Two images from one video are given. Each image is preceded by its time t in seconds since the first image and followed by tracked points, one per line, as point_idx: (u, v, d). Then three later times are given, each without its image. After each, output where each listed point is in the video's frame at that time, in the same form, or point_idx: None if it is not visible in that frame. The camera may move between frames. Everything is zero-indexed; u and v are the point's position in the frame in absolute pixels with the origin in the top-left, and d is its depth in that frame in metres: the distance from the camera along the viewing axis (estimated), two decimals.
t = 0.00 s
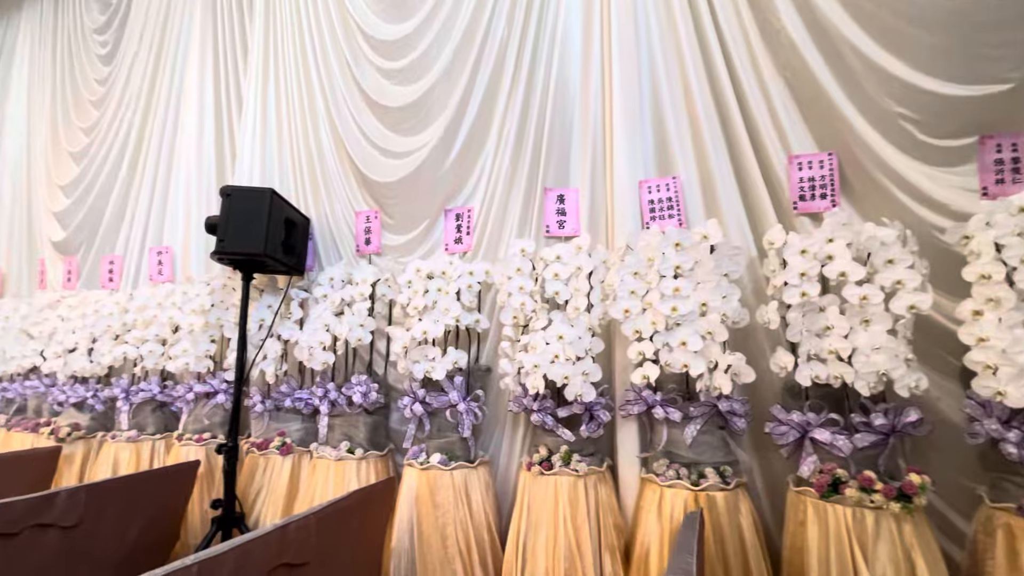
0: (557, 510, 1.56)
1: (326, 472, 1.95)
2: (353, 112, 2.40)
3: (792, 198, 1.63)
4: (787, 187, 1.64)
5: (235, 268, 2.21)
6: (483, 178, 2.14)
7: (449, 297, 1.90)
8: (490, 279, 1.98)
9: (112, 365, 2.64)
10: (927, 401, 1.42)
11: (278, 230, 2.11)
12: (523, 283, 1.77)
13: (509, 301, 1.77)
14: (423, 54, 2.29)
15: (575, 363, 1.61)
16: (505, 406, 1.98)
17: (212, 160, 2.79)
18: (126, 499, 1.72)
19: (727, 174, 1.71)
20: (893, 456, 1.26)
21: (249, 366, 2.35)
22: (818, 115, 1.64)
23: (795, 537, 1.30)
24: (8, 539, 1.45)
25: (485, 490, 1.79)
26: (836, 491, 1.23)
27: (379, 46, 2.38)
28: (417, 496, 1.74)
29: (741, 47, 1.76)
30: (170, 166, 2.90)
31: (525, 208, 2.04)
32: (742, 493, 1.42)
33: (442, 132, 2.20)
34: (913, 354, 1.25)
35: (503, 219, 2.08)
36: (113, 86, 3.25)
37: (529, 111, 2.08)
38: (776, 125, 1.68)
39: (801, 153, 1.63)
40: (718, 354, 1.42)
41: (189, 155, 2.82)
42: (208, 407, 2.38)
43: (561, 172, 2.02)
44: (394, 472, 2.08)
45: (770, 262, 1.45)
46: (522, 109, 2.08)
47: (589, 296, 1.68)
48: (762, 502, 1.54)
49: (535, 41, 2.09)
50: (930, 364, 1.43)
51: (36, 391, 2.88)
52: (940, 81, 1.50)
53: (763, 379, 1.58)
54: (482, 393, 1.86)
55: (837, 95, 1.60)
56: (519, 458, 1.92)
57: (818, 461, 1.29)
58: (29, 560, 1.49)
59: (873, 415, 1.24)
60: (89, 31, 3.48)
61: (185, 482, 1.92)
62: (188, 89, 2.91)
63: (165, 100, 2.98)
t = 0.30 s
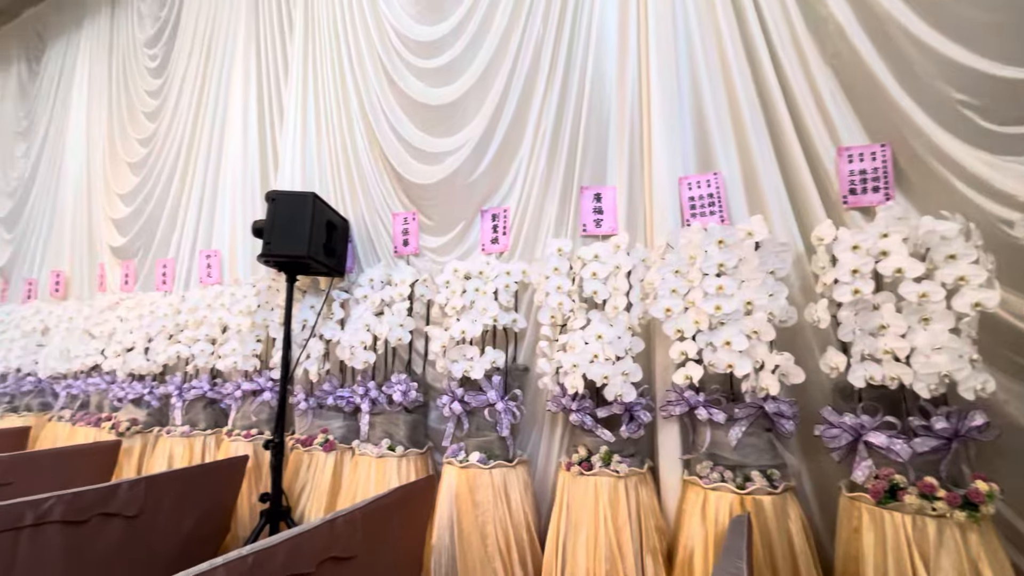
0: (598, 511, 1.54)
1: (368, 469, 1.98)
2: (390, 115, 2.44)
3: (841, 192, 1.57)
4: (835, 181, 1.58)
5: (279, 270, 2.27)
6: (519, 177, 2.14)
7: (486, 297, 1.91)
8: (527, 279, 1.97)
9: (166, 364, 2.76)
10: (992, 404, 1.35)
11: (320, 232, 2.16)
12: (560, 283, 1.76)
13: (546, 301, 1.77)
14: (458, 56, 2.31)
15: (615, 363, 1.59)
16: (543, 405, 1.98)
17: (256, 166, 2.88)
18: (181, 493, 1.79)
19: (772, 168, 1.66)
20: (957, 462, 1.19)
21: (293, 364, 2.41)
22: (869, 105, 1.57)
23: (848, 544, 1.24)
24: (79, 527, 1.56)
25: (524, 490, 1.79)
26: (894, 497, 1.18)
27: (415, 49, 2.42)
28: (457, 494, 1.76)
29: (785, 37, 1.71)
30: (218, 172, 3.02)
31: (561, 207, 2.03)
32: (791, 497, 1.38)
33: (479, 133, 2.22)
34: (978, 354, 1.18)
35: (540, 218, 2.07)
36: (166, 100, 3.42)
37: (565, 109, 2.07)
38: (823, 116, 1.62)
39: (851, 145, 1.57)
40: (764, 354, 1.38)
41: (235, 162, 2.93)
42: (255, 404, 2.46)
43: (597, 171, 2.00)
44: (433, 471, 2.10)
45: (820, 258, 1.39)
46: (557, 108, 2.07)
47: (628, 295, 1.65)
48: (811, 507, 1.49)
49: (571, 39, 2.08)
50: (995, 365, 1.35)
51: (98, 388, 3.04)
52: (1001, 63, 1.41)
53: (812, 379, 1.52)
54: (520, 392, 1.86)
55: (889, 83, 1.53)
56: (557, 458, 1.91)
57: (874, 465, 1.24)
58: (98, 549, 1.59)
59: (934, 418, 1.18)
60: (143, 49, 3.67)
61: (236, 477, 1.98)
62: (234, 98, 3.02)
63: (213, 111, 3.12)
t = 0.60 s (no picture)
0: (647, 515, 1.51)
1: (415, 467, 2.00)
2: (432, 119, 2.46)
3: (908, 183, 1.47)
4: (900, 172, 1.49)
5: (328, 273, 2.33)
6: (562, 176, 2.12)
7: (531, 297, 1.90)
8: (571, 279, 1.95)
9: (223, 363, 2.88)
10: None
11: (367, 235, 2.21)
12: (606, 282, 1.73)
13: (592, 301, 1.74)
14: (499, 57, 2.32)
15: (664, 364, 1.55)
16: (588, 406, 1.95)
17: (304, 171, 2.96)
18: (240, 488, 1.86)
19: (830, 160, 1.58)
20: None
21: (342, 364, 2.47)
22: (937, 89, 1.47)
23: (922, 557, 1.16)
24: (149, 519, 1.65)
25: (571, 491, 1.76)
26: (974, 509, 1.10)
27: (455, 53, 2.43)
28: (503, 494, 1.75)
29: (842, 23, 1.63)
30: (269, 179, 3.13)
31: (605, 206, 1.99)
32: (856, 506, 1.31)
33: (520, 132, 2.22)
34: None
35: (583, 218, 2.05)
36: (221, 112, 3.57)
37: (608, 106, 2.04)
38: (886, 104, 1.53)
39: (919, 133, 1.47)
40: (826, 354, 1.32)
41: (285, 169, 3.03)
42: (305, 403, 2.53)
43: (642, 168, 1.96)
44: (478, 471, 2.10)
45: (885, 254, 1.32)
46: (600, 106, 2.04)
47: (677, 295, 1.61)
48: (878, 517, 1.41)
49: (613, 35, 2.05)
50: None
51: (161, 386, 3.20)
52: None
53: (877, 381, 1.44)
54: (565, 393, 1.84)
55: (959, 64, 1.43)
56: (604, 460, 1.88)
57: (950, 474, 1.16)
58: (166, 540, 1.67)
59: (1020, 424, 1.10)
60: (199, 64, 3.85)
61: (290, 473, 2.06)
62: (284, 108, 3.13)
63: (264, 122, 3.24)
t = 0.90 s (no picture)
0: (691, 521, 1.45)
1: (453, 468, 2.00)
2: (466, 121, 2.46)
3: (976, 171, 1.37)
4: (963, 159, 1.39)
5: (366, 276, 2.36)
6: (597, 174, 2.08)
7: (567, 297, 1.86)
8: (608, 278, 1.91)
9: (267, 364, 2.95)
10: None
11: (403, 237, 2.21)
12: (645, 282, 1.68)
13: (630, 301, 1.70)
14: (532, 55, 2.29)
15: (708, 366, 1.50)
16: (627, 408, 1.90)
17: (341, 176, 3.01)
18: (285, 485, 1.90)
19: (885, 150, 1.49)
20: None
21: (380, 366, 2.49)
22: (1006, 69, 1.36)
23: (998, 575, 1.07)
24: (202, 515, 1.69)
25: (611, 496, 1.72)
26: None
27: (487, 53, 2.42)
28: (542, 497, 1.72)
29: (896, 3, 1.53)
30: (309, 185, 3.20)
31: (643, 203, 1.94)
32: (921, 517, 1.22)
33: (554, 130, 2.18)
34: None
35: (620, 216, 2.00)
36: (262, 121, 3.67)
37: (644, 101, 1.99)
38: (948, 87, 1.43)
39: (987, 117, 1.36)
40: (884, 355, 1.23)
41: (324, 174, 3.08)
42: (346, 403, 2.56)
43: (681, 163, 1.88)
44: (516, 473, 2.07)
45: (950, 248, 1.23)
46: (636, 101, 1.99)
47: (721, 294, 1.55)
48: (945, 530, 1.32)
49: (649, 27, 2.00)
50: None
51: (210, 387, 3.32)
52: None
53: (943, 384, 1.35)
54: (604, 395, 1.80)
55: None
56: (644, 465, 1.83)
57: None
58: (217, 535, 1.71)
59: None
60: (241, 75, 3.96)
61: (332, 472, 2.09)
62: (321, 116, 3.20)
63: (303, 129, 3.30)
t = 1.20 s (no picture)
0: (736, 533, 1.38)
1: (487, 472, 1.97)
2: (496, 123, 2.44)
3: None
4: None
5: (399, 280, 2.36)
6: (631, 172, 2.02)
7: (601, 299, 1.81)
8: (644, 279, 1.85)
9: (307, 367, 2.99)
10: None
11: (436, 240, 2.20)
12: (683, 282, 1.61)
13: (667, 302, 1.63)
14: (562, 53, 2.25)
15: (751, 369, 1.42)
16: (666, 413, 1.83)
17: (374, 181, 3.03)
18: (324, 484, 1.91)
19: (946, 136, 1.37)
20: None
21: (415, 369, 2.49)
22: None
23: None
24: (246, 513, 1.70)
25: (650, 504, 1.66)
26: None
27: (517, 53, 2.40)
28: (578, 504, 1.67)
29: None
30: (344, 191, 3.23)
31: (679, 200, 1.86)
32: (994, 535, 1.12)
33: (585, 129, 2.13)
34: None
35: (656, 215, 1.93)
36: (298, 129, 3.73)
37: (679, 95, 1.91)
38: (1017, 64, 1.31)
39: None
40: (950, 358, 1.13)
41: (359, 180, 3.12)
42: (382, 406, 2.57)
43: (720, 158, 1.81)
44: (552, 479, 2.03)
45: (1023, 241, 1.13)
46: (670, 95, 1.92)
47: (765, 293, 1.47)
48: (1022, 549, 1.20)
49: (682, 18, 1.93)
50: None
51: (253, 389, 3.39)
52: None
53: (1016, 390, 1.24)
54: (641, 399, 1.74)
55: None
56: (684, 473, 1.75)
57: None
58: (261, 534, 1.73)
59: None
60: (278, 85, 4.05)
61: (369, 473, 2.08)
62: (355, 123, 3.24)
63: (337, 135, 3.34)
